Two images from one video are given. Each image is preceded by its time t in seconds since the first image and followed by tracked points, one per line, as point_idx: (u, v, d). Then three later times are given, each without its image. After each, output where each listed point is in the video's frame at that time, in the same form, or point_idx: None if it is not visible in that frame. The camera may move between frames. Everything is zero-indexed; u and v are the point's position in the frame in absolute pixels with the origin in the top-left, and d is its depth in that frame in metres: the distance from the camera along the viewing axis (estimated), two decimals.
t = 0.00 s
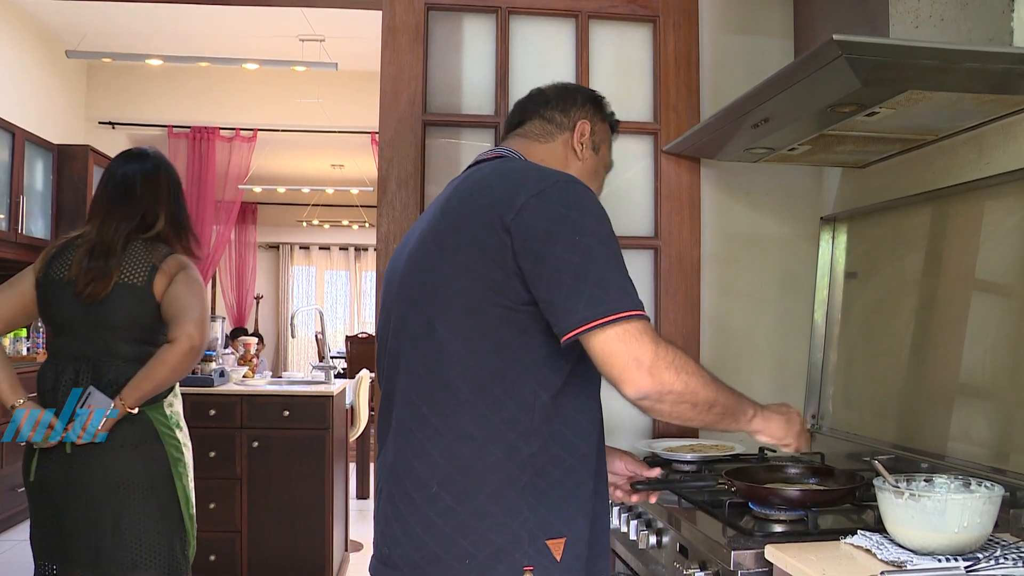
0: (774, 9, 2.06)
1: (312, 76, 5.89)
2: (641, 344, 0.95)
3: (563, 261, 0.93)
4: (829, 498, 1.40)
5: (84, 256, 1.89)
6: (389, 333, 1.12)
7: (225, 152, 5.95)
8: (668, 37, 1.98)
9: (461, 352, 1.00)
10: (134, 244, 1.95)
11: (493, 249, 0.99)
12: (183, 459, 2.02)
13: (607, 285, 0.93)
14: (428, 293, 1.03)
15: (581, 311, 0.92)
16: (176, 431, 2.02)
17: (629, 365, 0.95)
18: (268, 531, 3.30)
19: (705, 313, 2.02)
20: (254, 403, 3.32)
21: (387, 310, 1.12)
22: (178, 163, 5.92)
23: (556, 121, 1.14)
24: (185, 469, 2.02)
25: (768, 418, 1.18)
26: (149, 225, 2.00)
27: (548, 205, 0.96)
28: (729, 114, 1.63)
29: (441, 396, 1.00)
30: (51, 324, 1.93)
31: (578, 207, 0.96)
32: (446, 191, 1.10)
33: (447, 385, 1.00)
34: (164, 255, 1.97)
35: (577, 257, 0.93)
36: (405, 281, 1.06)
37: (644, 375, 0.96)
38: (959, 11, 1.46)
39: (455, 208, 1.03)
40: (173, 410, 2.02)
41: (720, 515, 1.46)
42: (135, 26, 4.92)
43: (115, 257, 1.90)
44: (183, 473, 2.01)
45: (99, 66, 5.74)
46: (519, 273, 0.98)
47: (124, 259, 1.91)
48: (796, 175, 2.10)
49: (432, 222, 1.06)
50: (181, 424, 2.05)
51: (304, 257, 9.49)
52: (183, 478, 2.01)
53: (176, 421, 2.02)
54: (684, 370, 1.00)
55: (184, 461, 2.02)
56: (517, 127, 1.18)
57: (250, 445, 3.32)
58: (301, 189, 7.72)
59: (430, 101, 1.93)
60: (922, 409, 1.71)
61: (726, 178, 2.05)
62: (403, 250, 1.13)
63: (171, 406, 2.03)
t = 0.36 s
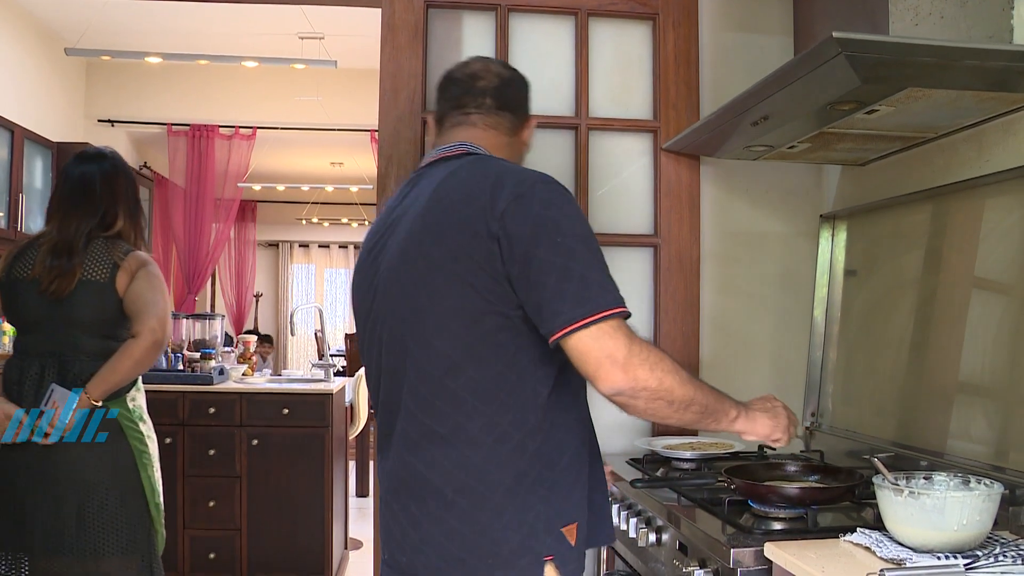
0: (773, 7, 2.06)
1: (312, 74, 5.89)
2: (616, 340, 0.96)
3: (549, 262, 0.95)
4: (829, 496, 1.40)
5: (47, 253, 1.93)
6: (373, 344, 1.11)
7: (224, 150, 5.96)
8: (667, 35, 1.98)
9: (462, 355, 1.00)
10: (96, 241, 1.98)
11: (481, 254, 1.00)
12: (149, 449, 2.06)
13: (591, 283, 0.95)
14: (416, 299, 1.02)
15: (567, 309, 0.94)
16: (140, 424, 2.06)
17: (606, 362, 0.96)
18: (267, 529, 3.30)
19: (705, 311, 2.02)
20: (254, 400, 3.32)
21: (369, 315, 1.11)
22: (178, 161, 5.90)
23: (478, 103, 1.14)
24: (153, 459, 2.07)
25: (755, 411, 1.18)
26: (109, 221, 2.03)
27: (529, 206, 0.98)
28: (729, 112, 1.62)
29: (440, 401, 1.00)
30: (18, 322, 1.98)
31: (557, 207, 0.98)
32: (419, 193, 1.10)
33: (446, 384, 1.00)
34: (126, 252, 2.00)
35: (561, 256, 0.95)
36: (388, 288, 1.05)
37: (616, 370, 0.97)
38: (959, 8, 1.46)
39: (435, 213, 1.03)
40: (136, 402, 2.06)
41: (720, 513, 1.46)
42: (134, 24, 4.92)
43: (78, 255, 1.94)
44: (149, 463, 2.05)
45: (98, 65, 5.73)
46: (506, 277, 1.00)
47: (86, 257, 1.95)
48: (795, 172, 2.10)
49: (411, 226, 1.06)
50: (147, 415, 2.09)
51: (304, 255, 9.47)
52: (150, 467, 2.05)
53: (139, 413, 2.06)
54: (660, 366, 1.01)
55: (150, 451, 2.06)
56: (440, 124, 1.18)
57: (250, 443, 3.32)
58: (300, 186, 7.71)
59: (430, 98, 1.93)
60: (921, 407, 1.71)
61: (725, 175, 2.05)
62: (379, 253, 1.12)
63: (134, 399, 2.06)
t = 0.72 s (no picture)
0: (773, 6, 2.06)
1: (312, 72, 5.89)
2: (579, 353, 0.93)
3: (509, 275, 0.91)
4: (830, 495, 1.40)
5: (26, 249, 1.95)
6: (330, 367, 1.05)
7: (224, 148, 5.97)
8: (668, 34, 1.98)
9: (438, 369, 0.96)
10: (74, 236, 2.01)
11: (439, 270, 0.94)
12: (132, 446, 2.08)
13: (552, 296, 0.91)
14: (375, 323, 0.96)
15: (531, 325, 0.90)
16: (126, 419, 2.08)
17: (573, 376, 0.93)
18: (267, 527, 3.31)
19: (706, 309, 2.02)
20: (254, 399, 3.32)
21: (320, 335, 1.05)
22: (178, 160, 5.89)
23: (393, 95, 1.03)
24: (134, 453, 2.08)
25: (716, 402, 1.12)
26: (85, 217, 2.05)
27: (481, 216, 0.93)
28: (730, 110, 1.62)
29: (411, 420, 0.96)
30: None
31: (510, 214, 0.93)
32: (357, 203, 1.02)
33: (418, 402, 0.96)
34: (105, 246, 2.03)
35: (519, 268, 0.91)
36: (341, 311, 0.99)
37: (585, 385, 0.94)
38: (959, 6, 1.46)
39: (381, 228, 0.97)
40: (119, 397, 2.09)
41: (720, 511, 1.46)
42: (134, 21, 4.91)
43: (57, 249, 1.96)
44: (131, 458, 2.06)
45: (98, 63, 5.73)
46: (466, 291, 0.95)
47: (66, 252, 1.98)
48: (796, 171, 2.10)
49: (355, 244, 0.98)
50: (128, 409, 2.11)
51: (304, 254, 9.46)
52: (132, 462, 2.06)
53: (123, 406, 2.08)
54: (625, 373, 0.98)
55: (131, 446, 2.07)
56: (355, 120, 1.07)
57: (250, 442, 3.32)
58: (300, 185, 7.71)
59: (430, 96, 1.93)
60: (921, 405, 1.71)
61: (725, 173, 2.04)
62: (321, 273, 1.05)
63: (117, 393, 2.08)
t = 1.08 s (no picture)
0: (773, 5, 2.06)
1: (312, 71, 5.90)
2: (560, 345, 0.93)
3: (480, 273, 0.90)
4: (830, 495, 1.40)
5: (34, 247, 1.95)
6: (307, 370, 1.05)
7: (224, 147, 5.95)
8: (668, 32, 1.98)
9: (418, 371, 0.95)
10: (81, 236, 2.01)
11: (412, 271, 0.94)
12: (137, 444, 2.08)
13: (526, 291, 0.90)
14: (349, 325, 0.96)
15: (505, 323, 0.90)
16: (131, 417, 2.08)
17: (550, 372, 0.92)
18: (267, 526, 3.31)
19: (705, 309, 2.02)
20: (254, 398, 3.33)
21: (295, 340, 1.05)
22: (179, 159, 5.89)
23: (349, 87, 1.02)
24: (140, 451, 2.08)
25: (702, 366, 1.14)
26: (91, 217, 2.05)
27: (449, 212, 0.92)
28: (731, 109, 1.62)
29: (395, 424, 0.96)
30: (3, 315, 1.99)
31: (481, 210, 0.92)
32: (323, 204, 1.01)
33: (403, 406, 0.96)
34: (111, 245, 2.04)
35: (491, 265, 0.90)
36: (315, 314, 0.99)
37: (567, 380, 0.94)
38: (960, 5, 1.46)
39: (349, 229, 0.96)
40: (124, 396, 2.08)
41: (720, 510, 1.45)
42: (134, 20, 4.91)
43: (65, 248, 1.97)
44: (136, 456, 2.06)
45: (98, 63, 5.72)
46: (442, 290, 0.94)
47: (73, 251, 1.98)
48: (796, 171, 2.09)
49: (326, 246, 0.98)
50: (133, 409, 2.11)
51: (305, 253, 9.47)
52: (138, 460, 2.06)
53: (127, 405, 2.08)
54: (605, 360, 0.98)
55: (136, 444, 2.07)
56: (314, 113, 1.06)
57: (250, 441, 3.33)
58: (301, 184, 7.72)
59: (431, 95, 1.93)
60: (921, 404, 1.71)
61: (725, 172, 2.04)
62: (292, 276, 1.04)
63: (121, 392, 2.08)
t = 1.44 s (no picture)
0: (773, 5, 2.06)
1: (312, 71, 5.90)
2: (549, 371, 0.92)
3: (481, 283, 0.90)
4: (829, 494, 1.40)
5: (45, 245, 1.96)
6: (301, 361, 1.05)
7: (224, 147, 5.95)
8: (668, 32, 1.98)
9: (416, 372, 0.96)
10: (92, 234, 2.01)
11: (417, 275, 0.93)
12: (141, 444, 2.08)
13: (525, 307, 0.91)
14: (350, 324, 0.96)
15: (501, 334, 0.90)
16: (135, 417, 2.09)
17: (534, 395, 0.93)
18: (266, 526, 3.31)
19: (706, 308, 2.02)
20: (254, 398, 3.33)
21: (294, 334, 1.05)
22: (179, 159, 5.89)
23: (370, 76, 1.02)
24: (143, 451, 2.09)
25: (698, 407, 1.13)
26: (101, 215, 2.05)
27: (459, 218, 0.92)
28: (731, 109, 1.62)
29: (389, 425, 0.96)
30: (11, 311, 2.00)
31: (489, 218, 0.92)
32: (331, 198, 1.01)
33: (399, 408, 0.96)
34: (122, 244, 2.04)
35: (493, 277, 0.90)
36: (316, 310, 0.99)
37: (550, 406, 0.94)
38: (959, 5, 1.46)
39: (356, 227, 0.96)
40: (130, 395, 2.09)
41: (720, 510, 1.45)
42: (133, 20, 4.91)
43: (76, 246, 1.97)
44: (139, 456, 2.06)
45: (98, 62, 5.72)
46: (443, 295, 0.94)
47: (84, 249, 1.98)
48: (796, 171, 2.09)
49: (331, 243, 0.98)
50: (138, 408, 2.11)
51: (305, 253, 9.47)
52: (142, 460, 2.07)
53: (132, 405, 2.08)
54: (593, 394, 0.98)
55: (140, 444, 2.07)
56: (333, 98, 1.06)
57: (250, 441, 3.33)
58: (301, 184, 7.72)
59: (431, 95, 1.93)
60: (921, 404, 1.71)
61: (725, 171, 2.04)
62: (295, 267, 1.04)
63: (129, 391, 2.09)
